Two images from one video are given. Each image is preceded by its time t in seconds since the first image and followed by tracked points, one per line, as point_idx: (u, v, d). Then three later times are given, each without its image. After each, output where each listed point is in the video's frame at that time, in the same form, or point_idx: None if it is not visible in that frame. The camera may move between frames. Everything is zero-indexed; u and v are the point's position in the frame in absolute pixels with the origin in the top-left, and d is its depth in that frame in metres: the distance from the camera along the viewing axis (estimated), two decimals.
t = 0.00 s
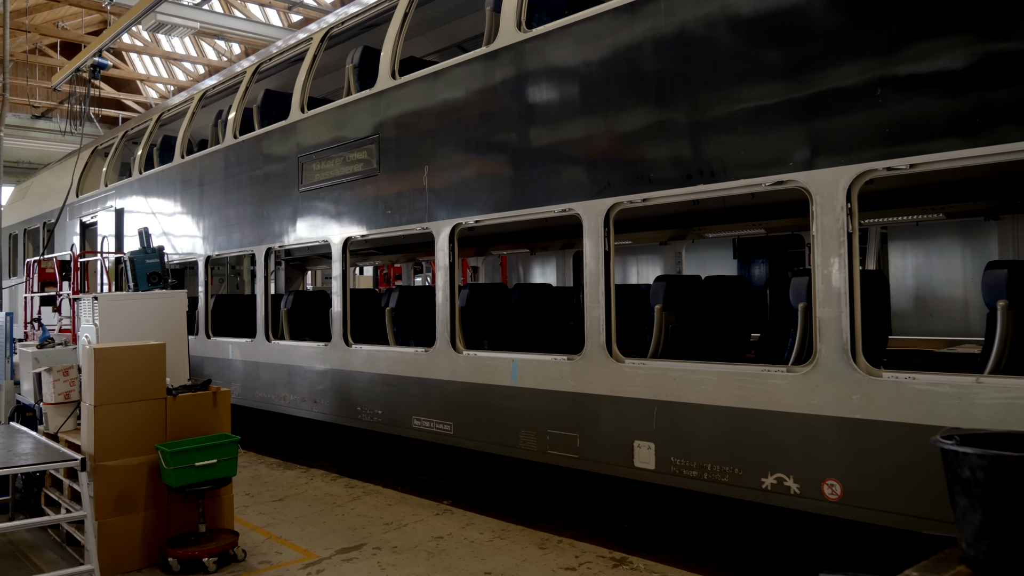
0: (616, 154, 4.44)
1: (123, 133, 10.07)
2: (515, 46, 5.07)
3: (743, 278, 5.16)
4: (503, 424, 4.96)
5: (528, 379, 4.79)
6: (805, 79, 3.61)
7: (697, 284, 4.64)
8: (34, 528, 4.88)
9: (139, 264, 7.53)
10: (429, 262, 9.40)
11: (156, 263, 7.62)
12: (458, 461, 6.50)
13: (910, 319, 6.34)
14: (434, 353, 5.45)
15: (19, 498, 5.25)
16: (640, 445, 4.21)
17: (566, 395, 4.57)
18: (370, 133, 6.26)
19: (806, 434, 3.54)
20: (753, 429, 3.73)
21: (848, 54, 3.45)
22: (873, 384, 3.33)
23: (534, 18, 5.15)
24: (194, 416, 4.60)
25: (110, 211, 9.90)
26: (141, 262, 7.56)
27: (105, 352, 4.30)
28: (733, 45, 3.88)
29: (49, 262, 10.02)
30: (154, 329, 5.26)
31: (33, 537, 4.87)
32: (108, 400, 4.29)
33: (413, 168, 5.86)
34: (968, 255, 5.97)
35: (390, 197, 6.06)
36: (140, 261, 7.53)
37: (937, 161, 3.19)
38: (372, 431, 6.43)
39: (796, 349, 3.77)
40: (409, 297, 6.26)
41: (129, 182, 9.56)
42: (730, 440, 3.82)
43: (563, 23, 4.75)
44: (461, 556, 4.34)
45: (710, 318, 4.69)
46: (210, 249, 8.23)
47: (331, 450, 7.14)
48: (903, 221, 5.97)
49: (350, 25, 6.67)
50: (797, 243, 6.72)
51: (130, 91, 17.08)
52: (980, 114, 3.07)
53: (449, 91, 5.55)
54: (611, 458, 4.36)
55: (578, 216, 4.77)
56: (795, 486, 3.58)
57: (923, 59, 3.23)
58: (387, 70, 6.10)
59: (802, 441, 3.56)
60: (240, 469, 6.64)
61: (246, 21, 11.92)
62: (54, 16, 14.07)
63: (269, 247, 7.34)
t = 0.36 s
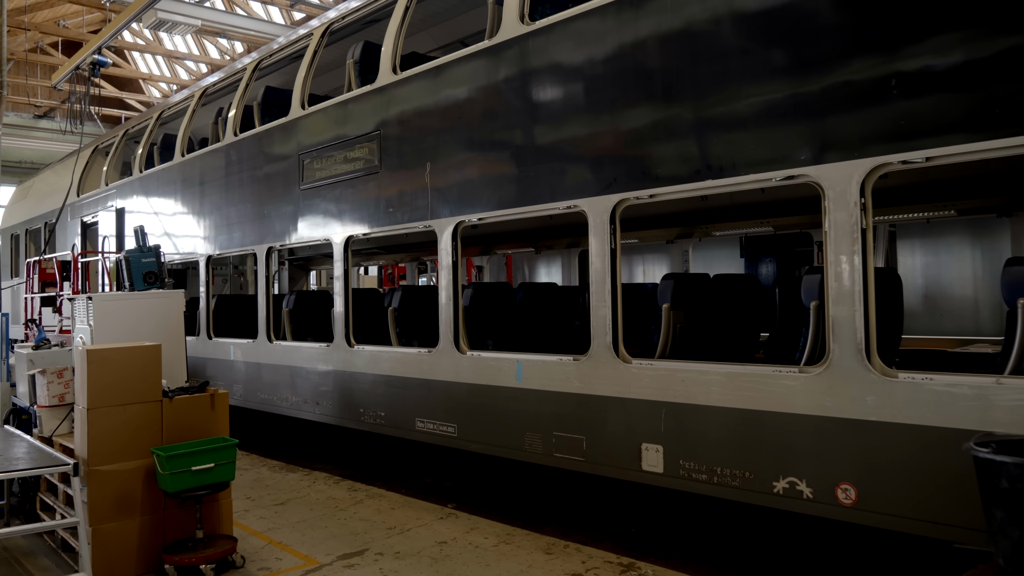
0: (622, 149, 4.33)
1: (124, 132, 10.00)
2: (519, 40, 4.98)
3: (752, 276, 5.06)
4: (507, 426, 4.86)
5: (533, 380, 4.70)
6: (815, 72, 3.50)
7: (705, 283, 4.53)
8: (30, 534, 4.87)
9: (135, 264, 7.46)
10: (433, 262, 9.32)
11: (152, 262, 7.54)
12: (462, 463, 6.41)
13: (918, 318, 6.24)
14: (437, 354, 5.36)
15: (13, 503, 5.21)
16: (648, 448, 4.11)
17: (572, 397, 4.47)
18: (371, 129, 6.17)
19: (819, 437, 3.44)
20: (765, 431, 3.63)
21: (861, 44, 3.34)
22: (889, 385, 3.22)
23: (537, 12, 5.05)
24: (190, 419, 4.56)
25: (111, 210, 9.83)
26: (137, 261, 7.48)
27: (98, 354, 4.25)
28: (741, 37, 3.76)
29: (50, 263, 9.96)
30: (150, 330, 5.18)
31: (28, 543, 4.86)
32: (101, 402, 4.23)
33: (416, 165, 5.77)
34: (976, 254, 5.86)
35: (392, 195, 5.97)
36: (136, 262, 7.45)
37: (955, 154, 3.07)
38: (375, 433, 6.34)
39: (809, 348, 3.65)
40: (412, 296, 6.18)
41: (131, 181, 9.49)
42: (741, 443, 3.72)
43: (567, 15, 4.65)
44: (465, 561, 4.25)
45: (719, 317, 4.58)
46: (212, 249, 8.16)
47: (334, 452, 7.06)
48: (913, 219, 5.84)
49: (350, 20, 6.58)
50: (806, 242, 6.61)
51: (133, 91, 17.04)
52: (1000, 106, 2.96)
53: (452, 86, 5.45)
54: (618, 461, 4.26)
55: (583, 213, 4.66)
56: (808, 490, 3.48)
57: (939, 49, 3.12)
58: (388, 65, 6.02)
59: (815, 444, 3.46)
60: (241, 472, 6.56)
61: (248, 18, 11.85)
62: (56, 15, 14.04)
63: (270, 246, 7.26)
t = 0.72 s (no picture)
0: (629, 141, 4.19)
1: (126, 130, 9.93)
2: (523, 32, 4.85)
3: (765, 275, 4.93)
4: (513, 428, 4.75)
5: (539, 382, 4.58)
6: (832, 60, 3.36)
7: (717, 281, 4.40)
8: (27, 540, 4.84)
9: (130, 263, 7.43)
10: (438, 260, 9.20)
11: (147, 261, 7.49)
12: (468, 465, 6.30)
13: (932, 318, 6.06)
14: (441, 355, 5.25)
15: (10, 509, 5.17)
16: (658, 452, 3.99)
17: (580, 399, 4.35)
18: (373, 125, 6.07)
19: (837, 441, 3.31)
20: (781, 435, 3.50)
21: (881, 31, 3.19)
22: (910, 388, 3.09)
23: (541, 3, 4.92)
24: (188, 422, 4.48)
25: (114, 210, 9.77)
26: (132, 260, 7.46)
27: (91, 355, 4.19)
28: (754, 25, 3.62)
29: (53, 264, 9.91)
30: (143, 331, 5.15)
31: (26, 548, 4.82)
32: (93, 405, 4.16)
33: (418, 161, 5.66)
34: (994, 253, 5.69)
35: (394, 193, 5.86)
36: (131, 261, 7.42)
37: (981, 145, 2.93)
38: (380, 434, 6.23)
39: (825, 349, 3.52)
40: (415, 296, 6.07)
41: (132, 180, 9.42)
42: (755, 447, 3.59)
43: (572, 6, 4.52)
44: (470, 568, 4.14)
45: (731, 317, 4.45)
46: (214, 248, 8.08)
47: (339, 454, 6.96)
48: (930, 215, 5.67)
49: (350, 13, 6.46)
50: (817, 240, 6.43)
51: (137, 90, 17.01)
52: None
53: (455, 80, 5.33)
54: (627, 465, 4.14)
55: (589, 209, 4.53)
56: (825, 496, 3.35)
57: (964, 35, 2.97)
58: (389, 60, 5.91)
59: (832, 448, 3.33)
60: (244, 474, 6.47)
61: (251, 15, 11.76)
62: (58, 14, 14.00)
63: (272, 245, 7.17)
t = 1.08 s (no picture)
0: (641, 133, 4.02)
1: (129, 129, 9.84)
2: (530, 21, 4.67)
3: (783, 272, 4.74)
4: (522, 431, 4.58)
5: (547, 383, 4.41)
6: (858, 44, 3.16)
7: (733, 278, 4.22)
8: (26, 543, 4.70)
9: (128, 261, 7.30)
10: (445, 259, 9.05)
11: (146, 259, 7.38)
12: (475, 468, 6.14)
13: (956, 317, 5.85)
14: (447, 355, 5.09)
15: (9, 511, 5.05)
16: (672, 456, 3.81)
17: (590, 401, 4.18)
18: (377, 119, 5.91)
19: (864, 447, 3.13)
20: (803, 440, 3.32)
21: (910, 11, 3.00)
22: (944, 391, 2.90)
23: None
24: (188, 425, 4.32)
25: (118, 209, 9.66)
26: (130, 258, 7.34)
27: (88, 356, 4.02)
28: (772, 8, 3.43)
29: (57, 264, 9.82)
30: (141, 331, 5.05)
31: (24, 552, 4.70)
32: (90, 407, 3.99)
33: (423, 155, 5.50)
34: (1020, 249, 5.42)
35: (399, 188, 5.70)
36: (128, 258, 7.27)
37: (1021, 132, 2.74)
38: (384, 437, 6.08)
39: (850, 350, 3.34)
40: (421, 294, 5.90)
41: (136, 179, 9.32)
42: (776, 452, 3.41)
43: None
44: None
45: (748, 316, 4.26)
46: (217, 246, 7.96)
47: (343, 456, 6.82)
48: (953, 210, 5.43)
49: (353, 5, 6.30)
50: (835, 237, 6.23)
51: (143, 89, 16.94)
52: None
53: (461, 71, 5.16)
54: (640, 469, 3.96)
55: (600, 204, 4.36)
56: (852, 505, 3.17)
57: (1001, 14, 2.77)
58: (392, 52, 5.75)
59: (859, 455, 3.15)
60: (247, 477, 6.33)
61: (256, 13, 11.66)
62: (63, 13, 13.96)
63: (275, 244, 7.03)
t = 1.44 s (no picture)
0: (655, 124, 3.86)
1: (133, 128, 9.74)
2: (539, 10, 4.53)
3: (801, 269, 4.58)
4: (532, 433, 4.44)
5: (558, 384, 4.26)
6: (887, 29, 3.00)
7: (751, 275, 4.08)
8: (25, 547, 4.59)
9: (129, 258, 7.27)
10: (451, 258, 8.93)
11: (147, 256, 7.26)
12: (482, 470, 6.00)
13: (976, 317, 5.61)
14: (454, 355, 4.95)
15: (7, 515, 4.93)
16: (689, 460, 3.66)
17: (603, 402, 4.03)
18: (383, 113, 5.77)
19: (893, 452, 2.97)
20: (829, 444, 3.16)
21: None
22: (980, 394, 2.74)
23: None
24: (189, 426, 4.18)
25: (121, 208, 9.56)
26: (132, 256, 7.31)
27: (86, 356, 3.87)
28: None
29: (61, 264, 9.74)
30: (142, 330, 4.93)
31: (22, 557, 4.58)
32: (88, 408, 3.85)
33: (430, 150, 5.35)
34: None
35: (405, 184, 5.56)
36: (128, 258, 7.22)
37: None
38: (390, 439, 5.95)
39: (878, 350, 3.19)
40: (427, 293, 5.76)
41: (140, 177, 9.22)
42: (800, 456, 3.25)
43: None
44: None
45: (766, 314, 4.11)
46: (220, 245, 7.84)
47: (348, 458, 6.69)
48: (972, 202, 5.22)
49: None
50: (851, 234, 6.18)
51: (148, 89, 16.89)
52: None
53: (468, 63, 5.02)
54: (655, 474, 3.80)
55: (612, 199, 4.21)
56: (880, 513, 3.02)
57: None
58: (398, 45, 5.61)
59: (889, 460, 2.99)
60: (250, 479, 6.20)
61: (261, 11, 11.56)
62: (69, 12, 13.90)
63: (279, 242, 6.90)
